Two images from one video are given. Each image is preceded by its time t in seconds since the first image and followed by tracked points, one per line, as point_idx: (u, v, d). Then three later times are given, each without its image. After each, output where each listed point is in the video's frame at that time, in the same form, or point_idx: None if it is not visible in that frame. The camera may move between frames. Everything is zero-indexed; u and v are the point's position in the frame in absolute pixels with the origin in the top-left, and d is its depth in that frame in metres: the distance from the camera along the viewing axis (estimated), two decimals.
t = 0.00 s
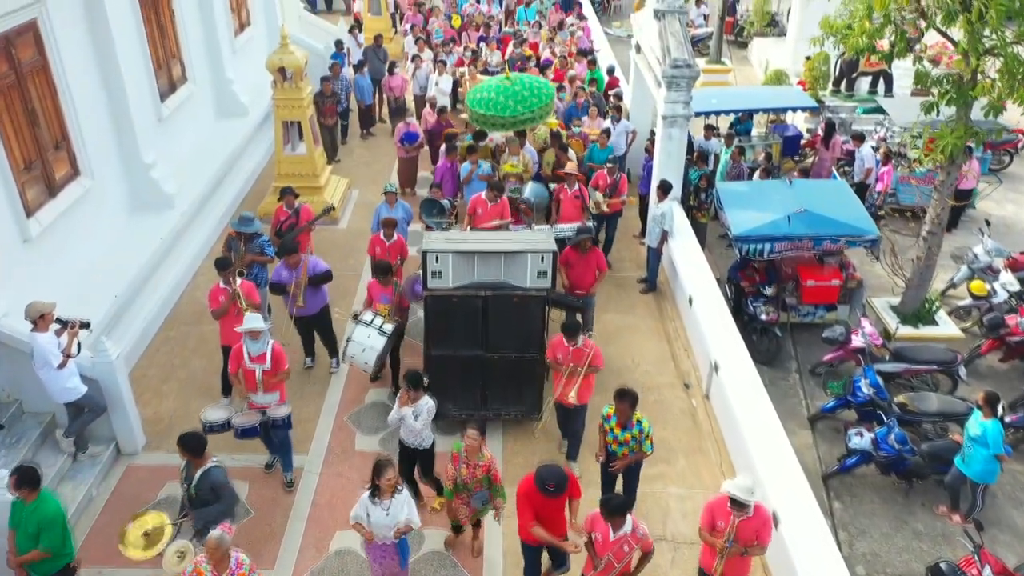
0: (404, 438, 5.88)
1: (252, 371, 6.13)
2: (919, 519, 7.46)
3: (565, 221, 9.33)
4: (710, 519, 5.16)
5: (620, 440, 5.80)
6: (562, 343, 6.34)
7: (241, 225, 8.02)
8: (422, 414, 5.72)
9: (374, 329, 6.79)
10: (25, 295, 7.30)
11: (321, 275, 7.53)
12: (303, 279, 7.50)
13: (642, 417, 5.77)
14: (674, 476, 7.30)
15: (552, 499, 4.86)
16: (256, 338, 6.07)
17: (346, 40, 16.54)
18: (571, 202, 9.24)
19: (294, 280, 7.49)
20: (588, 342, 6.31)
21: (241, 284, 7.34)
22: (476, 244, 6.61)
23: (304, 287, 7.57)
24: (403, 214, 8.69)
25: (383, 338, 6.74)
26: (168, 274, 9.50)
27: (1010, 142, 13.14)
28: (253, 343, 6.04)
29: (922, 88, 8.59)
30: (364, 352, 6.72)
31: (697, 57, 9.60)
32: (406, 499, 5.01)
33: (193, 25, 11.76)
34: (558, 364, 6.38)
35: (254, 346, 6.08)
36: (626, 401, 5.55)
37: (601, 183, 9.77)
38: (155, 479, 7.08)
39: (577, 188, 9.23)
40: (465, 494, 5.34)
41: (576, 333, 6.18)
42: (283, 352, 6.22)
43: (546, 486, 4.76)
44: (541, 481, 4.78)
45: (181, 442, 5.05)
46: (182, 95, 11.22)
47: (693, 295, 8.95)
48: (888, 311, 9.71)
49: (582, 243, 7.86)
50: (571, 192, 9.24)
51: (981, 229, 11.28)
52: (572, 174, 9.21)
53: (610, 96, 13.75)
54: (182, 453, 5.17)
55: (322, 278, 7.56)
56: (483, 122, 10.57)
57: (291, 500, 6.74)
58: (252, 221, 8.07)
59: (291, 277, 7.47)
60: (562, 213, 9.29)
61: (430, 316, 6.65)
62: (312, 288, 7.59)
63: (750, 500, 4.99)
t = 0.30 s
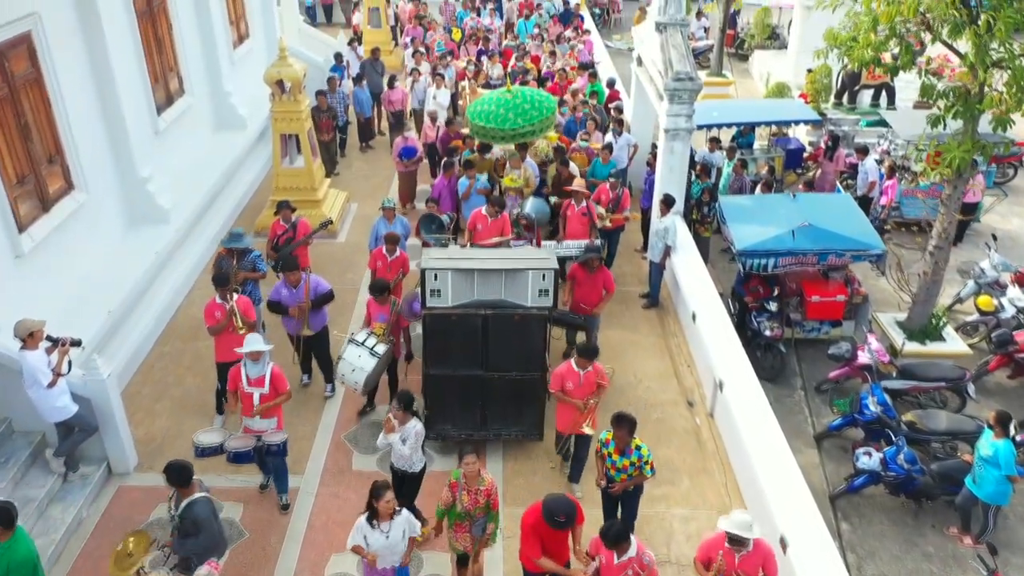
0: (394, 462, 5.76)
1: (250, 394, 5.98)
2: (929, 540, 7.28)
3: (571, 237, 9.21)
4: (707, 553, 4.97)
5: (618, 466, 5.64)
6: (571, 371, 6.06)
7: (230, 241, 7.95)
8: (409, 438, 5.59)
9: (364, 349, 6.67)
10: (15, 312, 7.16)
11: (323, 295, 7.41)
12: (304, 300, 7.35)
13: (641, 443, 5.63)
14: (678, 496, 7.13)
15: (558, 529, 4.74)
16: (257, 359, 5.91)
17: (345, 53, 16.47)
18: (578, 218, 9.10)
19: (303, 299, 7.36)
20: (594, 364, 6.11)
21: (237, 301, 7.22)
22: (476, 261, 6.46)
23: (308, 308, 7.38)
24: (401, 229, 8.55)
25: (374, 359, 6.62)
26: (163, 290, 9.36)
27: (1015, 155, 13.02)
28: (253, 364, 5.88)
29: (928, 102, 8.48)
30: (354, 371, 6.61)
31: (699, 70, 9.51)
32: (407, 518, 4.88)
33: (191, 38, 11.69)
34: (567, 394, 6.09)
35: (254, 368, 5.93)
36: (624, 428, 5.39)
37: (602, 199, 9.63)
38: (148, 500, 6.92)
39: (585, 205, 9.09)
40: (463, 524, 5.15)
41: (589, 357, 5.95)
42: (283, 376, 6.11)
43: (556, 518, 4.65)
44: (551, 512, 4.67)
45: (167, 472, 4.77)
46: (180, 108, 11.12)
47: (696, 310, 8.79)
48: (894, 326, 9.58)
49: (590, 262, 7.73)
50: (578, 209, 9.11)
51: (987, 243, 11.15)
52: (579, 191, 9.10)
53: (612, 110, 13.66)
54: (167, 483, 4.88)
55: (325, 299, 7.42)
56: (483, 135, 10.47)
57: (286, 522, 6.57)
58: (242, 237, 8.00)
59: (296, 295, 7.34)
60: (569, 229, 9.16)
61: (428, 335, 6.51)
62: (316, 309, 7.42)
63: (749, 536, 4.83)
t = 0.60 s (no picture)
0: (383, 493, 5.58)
1: (248, 421, 5.82)
2: (939, 562, 7.12)
3: (574, 253, 9.09)
4: None
5: (617, 492, 5.47)
6: (584, 399, 5.90)
7: (218, 258, 7.84)
8: (398, 468, 5.44)
9: (353, 370, 6.56)
10: (6, 329, 7.03)
11: (333, 317, 7.17)
12: (312, 324, 7.14)
13: (638, 471, 5.45)
14: (682, 517, 6.97)
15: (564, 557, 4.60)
16: (258, 386, 5.75)
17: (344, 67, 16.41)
18: (580, 234, 8.99)
19: (314, 324, 7.15)
20: (603, 389, 5.97)
21: (232, 316, 7.06)
22: (476, 278, 6.32)
23: (318, 333, 7.20)
24: (397, 245, 8.45)
25: (362, 380, 6.51)
26: (158, 305, 9.24)
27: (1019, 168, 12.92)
28: (252, 392, 5.73)
29: (933, 115, 8.38)
30: (343, 394, 6.51)
31: (701, 83, 9.41)
32: (409, 554, 4.70)
33: (189, 51, 11.63)
34: (582, 422, 5.91)
35: (255, 395, 5.77)
36: (618, 454, 5.23)
37: (602, 215, 9.47)
38: (139, 522, 6.77)
39: (588, 221, 8.97)
40: (461, 565, 4.97)
41: (600, 381, 5.80)
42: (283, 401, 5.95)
43: (565, 545, 4.51)
44: (558, 539, 4.54)
45: (144, 496, 4.70)
46: (177, 121, 11.03)
47: (699, 326, 8.64)
48: (900, 342, 9.46)
49: (594, 279, 7.61)
50: (580, 224, 8.99)
51: (992, 257, 11.03)
52: (579, 207, 9.00)
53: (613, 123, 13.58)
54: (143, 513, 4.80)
55: (335, 321, 7.19)
56: (479, 149, 10.39)
57: (280, 544, 6.41)
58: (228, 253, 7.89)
59: (303, 314, 7.12)
60: (571, 245, 9.06)
61: (426, 354, 6.38)
62: (324, 332, 7.22)
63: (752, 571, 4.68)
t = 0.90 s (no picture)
0: (370, 525, 5.40)
1: (240, 444, 5.70)
2: None
3: (572, 268, 8.99)
4: None
5: (607, 517, 5.34)
6: (600, 430, 5.78)
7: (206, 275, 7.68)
8: (389, 494, 5.25)
9: (348, 391, 6.39)
10: None
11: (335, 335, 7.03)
12: (314, 343, 6.99)
13: (629, 495, 5.34)
14: (684, 536, 6.83)
15: None
16: (250, 410, 5.63)
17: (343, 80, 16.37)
18: (579, 249, 8.89)
19: (316, 342, 7.00)
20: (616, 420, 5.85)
21: (226, 329, 6.94)
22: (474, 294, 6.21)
23: (319, 351, 7.04)
24: (392, 261, 8.41)
25: (359, 400, 6.33)
26: (152, 320, 9.12)
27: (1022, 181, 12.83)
28: (244, 416, 5.60)
29: (937, 127, 8.28)
30: (341, 415, 6.33)
31: (703, 95, 9.34)
32: None
33: (187, 64, 11.57)
34: (599, 454, 5.79)
35: (247, 419, 5.64)
36: (608, 478, 5.12)
37: (601, 231, 9.41)
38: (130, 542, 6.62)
39: (586, 235, 8.90)
40: None
41: (615, 414, 5.68)
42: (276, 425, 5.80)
43: (569, 568, 4.37)
44: (563, 562, 4.40)
45: (115, 515, 4.55)
46: (174, 133, 10.95)
47: (701, 339, 8.50)
48: (906, 357, 9.31)
49: (595, 293, 7.51)
50: (579, 239, 8.91)
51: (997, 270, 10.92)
52: (579, 221, 8.89)
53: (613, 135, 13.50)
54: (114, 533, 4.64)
55: (337, 339, 7.05)
56: (473, 162, 10.35)
57: (274, 565, 6.26)
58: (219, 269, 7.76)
59: (302, 331, 6.98)
60: (570, 260, 8.95)
61: (422, 372, 6.25)
62: (326, 350, 7.07)
63: None
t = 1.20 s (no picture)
0: (355, 554, 5.19)
1: (223, 468, 5.54)
2: None
3: (571, 284, 8.87)
4: None
5: (602, 546, 5.19)
6: (621, 460, 5.51)
7: (200, 292, 7.55)
8: (378, 516, 5.02)
9: (349, 411, 6.21)
10: None
11: (324, 355, 6.92)
12: (302, 365, 6.86)
13: (625, 523, 5.17)
14: (687, 557, 6.68)
15: None
16: (229, 432, 5.45)
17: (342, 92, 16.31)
18: (578, 263, 8.78)
19: (306, 363, 6.88)
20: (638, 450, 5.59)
21: (218, 346, 6.78)
22: (472, 311, 6.08)
23: (307, 372, 6.92)
24: (387, 276, 8.32)
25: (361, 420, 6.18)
26: (145, 335, 9.00)
27: None
28: (223, 438, 5.43)
29: (941, 140, 8.17)
30: (343, 438, 6.12)
31: (704, 108, 9.26)
32: None
33: (184, 76, 11.51)
34: (622, 485, 5.55)
35: (227, 441, 5.47)
36: (602, 505, 4.97)
37: (599, 247, 9.29)
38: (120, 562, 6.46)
39: (585, 249, 8.76)
40: None
41: (635, 443, 5.43)
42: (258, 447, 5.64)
43: None
44: None
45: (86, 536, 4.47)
46: (170, 146, 10.86)
47: (703, 355, 8.36)
48: (910, 372, 9.19)
49: (591, 307, 7.39)
50: (578, 254, 8.78)
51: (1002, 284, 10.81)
52: (578, 235, 8.77)
53: (613, 149, 13.43)
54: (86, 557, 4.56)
55: (326, 359, 6.93)
56: (467, 177, 10.28)
57: None
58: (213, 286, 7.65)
59: (291, 351, 6.82)
60: (568, 275, 8.84)
61: (419, 392, 6.12)
62: (315, 370, 6.96)
63: None
